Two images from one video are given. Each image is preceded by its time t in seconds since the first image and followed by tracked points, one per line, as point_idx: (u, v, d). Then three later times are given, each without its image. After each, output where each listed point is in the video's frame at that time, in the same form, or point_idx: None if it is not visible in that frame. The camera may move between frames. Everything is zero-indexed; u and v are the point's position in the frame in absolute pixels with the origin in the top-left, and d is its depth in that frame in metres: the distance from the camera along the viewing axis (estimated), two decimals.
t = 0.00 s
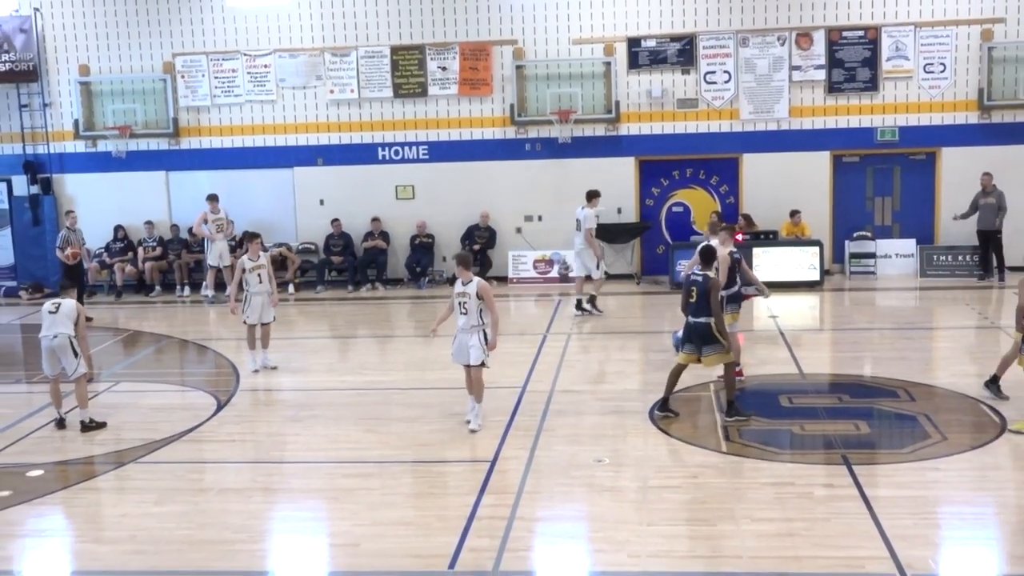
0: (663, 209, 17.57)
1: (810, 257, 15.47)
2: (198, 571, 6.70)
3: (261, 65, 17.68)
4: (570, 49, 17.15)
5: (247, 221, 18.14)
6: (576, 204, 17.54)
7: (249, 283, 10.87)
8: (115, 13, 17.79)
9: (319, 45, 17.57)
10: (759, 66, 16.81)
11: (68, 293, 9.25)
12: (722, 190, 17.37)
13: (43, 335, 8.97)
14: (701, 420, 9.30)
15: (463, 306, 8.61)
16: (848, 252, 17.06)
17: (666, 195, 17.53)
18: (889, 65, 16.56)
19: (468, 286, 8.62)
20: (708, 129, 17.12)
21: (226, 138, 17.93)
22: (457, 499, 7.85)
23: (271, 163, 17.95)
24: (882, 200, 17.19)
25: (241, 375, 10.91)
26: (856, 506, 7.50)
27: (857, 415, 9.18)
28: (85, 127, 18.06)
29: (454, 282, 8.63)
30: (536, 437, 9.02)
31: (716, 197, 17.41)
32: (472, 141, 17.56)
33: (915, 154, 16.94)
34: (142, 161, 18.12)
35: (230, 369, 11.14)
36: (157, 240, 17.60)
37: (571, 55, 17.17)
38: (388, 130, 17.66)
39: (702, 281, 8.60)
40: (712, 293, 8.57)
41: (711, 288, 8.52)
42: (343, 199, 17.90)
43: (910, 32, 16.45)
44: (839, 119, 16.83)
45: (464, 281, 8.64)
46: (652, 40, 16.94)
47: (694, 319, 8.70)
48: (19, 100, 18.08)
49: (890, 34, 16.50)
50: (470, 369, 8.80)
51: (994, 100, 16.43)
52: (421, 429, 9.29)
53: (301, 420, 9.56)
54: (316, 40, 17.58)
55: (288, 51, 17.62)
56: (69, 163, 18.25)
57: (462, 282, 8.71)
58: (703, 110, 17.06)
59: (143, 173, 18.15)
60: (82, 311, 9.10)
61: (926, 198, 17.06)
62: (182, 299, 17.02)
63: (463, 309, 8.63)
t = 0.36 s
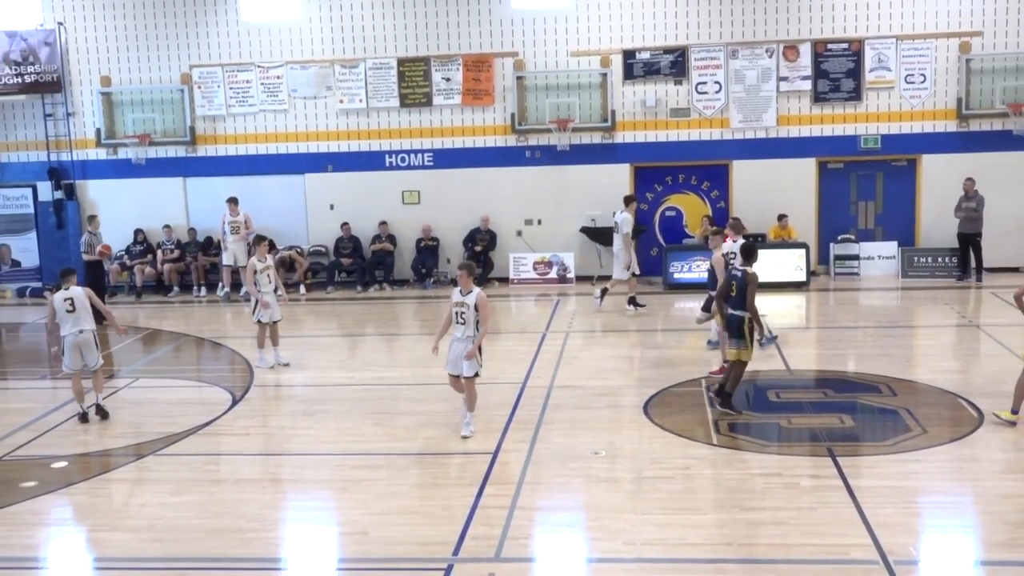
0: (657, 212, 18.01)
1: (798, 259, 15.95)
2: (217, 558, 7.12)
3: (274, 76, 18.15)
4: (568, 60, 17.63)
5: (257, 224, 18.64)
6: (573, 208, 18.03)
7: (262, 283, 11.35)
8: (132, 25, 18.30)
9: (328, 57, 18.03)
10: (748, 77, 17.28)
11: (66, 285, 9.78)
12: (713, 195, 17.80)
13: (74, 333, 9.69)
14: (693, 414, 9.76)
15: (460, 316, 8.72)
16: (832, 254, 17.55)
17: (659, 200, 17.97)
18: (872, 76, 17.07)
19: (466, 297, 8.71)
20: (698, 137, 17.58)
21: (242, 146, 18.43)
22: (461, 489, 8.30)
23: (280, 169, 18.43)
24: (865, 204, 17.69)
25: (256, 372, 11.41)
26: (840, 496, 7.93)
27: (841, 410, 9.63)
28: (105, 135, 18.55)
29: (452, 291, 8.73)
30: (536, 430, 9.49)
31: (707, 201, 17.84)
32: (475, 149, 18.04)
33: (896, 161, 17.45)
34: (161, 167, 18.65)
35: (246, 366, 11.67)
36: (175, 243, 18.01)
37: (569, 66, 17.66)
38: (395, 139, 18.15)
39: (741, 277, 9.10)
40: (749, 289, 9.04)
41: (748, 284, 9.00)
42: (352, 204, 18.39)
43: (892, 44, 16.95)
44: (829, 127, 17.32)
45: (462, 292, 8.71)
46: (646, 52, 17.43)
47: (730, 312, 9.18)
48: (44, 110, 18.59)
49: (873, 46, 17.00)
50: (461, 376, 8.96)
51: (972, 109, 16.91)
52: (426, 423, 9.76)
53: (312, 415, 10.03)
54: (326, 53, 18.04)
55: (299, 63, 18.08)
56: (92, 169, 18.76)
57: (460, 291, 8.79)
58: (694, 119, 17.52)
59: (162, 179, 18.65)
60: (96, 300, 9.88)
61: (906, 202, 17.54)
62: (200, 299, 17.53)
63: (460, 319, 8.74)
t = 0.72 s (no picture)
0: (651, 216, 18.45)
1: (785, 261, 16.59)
2: (235, 546, 7.52)
3: (286, 87, 18.65)
4: (567, 72, 18.13)
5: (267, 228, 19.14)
6: (570, 212, 18.52)
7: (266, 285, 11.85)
8: (150, 37, 18.82)
9: (337, 68, 18.54)
10: (737, 87, 17.80)
11: (85, 284, 10.27)
12: (703, 201, 18.35)
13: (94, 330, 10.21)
14: (686, 408, 10.26)
15: (465, 326, 8.65)
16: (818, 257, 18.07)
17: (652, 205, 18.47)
18: (855, 87, 17.58)
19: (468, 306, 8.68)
20: (689, 145, 18.10)
21: (256, 154, 18.94)
22: (465, 480, 8.73)
23: (289, 175, 18.94)
24: (850, 209, 18.18)
25: (269, 369, 11.95)
26: (825, 486, 8.33)
27: (826, 406, 10.10)
28: (125, 143, 19.11)
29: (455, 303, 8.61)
30: (535, 424, 9.98)
31: (698, 207, 18.37)
32: (478, 156, 18.54)
33: (878, 167, 17.94)
34: (179, 174, 19.15)
35: (259, 365, 12.23)
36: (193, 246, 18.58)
37: (566, 78, 18.15)
38: (401, 147, 18.66)
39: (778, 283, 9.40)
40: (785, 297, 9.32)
41: (783, 291, 9.30)
42: (359, 208, 18.89)
43: (874, 56, 17.46)
44: (814, 136, 17.85)
45: (464, 302, 8.64)
46: (640, 64, 17.93)
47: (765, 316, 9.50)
48: (67, 119, 19.18)
49: (856, 58, 17.51)
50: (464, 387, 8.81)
51: (950, 118, 17.44)
52: (430, 417, 10.26)
53: (323, 409, 10.55)
54: (336, 64, 18.54)
55: (310, 74, 18.58)
56: (113, 176, 19.33)
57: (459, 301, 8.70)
58: (685, 128, 18.05)
59: (180, 185, 19.18)
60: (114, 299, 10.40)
61: (889, 207, 18.04)
62: (215, 299, 18.06)
63: (465, 329, 8.67)
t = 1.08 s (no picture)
0: (646, 220, 19.06)
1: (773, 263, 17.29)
2: (245, 533, 7.71)
3: (299, 97, 19.21)
4: (565, 83, 18.66)
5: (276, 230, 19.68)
6: (569, 217, 19.05)
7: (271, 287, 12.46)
8: (169, 48, 19.37)
9: (347, 79, 19.08)
10: (727, 98, 18.33)
11: (105, 280, 11.05)
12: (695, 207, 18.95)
13: (113, 323, 11.01)
14: (678, 402, 10.78)
15: (475, 332, 8.77)
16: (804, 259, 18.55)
17: (646, 210, 19.04)
18: (839, 98, 18.12)
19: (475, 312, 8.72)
20: (682, 153, 18.63)
21: (269, 161, 19.51)
22: (468, 471, 9.07)
23: (298, 181, 19.50)
24: (834, 214, 18.76)
25: (281, 365, 12.57)
26: (813, 478, 8.52)
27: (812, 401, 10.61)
28: (146, 150, 19.70)
29: (465, 311, 8.66)
30: (535, 418, 10.48)
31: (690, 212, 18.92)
32: (481, 163, 19.08)
33: (861, 174, 18.49)
34: (199, 179, 19.72)
35: (271, 362, 12.81)
36: (209, 248, 19.13)
37: (564, 88, 18.69)
38: (407, 154, 19.20)
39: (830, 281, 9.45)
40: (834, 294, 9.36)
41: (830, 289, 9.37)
42: (366, 213, 19.43)
43: (857, 69, 17.98)
44: (800, 144, 18.38)
45: (475, 308, 8.73)
46: (635, 75, 18.47)
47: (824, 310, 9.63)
48: (90, 128, 19.73)
49: (840, 70, 18.03)
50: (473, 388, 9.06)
51: (930, 127, 17.98)
52: (434, 411, 10.80)
53: (332, 404, 11.10)
54: (347, 76, 19.08)
55: (321, 85, 19.12)
56: (135, 181, 19.88)
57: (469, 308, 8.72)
58: (678, 136, 18.58)
59: (198, 192, 19.75)
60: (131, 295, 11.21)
61: (873, 211, 18.59)
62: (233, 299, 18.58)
63: (477, 333, 8.81)
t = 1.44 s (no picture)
0: (645, 222, 19.25)
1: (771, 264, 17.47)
2: (250, 530, 7.86)
3: (303, 100, 19.38)
4: (565, 87, 18.82)
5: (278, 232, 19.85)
6: (570, 218, 19.22)
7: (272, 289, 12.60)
8: (176, 53, 19.57)
9: (350, 83, 19.25)
10: (724, 102, 18.51)
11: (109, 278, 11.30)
12: (693, 207, 19.08)
13: (115, 322, 11.28)
14: (676, 401, 10.94)
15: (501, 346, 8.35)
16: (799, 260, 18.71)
17: (646, 212, 19.21)
18: (834, 101, 18.30)
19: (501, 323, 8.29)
20: (681, 156, 18.81)
21: (274, 164, 19.69)
22: (468, 469, 9.22)
23: (302, 184, 19.69)
24: (830, 216, 18.94)
25: (285, 365, 12.74)
26: (808, 475, 8.68)
27: (808, 400, 10.75)
28: (153, 152, 19.88)
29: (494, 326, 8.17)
30: (535, 417, 10.63)
31: (689, 213, 19.10)
32: (483, 165, 19.26)
33: (858, 176, 18.66)
34: (203, 181, 19.90)
35: (275, 362, 12.97)
36: (214, 249, 19.32)
37: (564, 91, 18.85)
38: (409, 157, 19.37)
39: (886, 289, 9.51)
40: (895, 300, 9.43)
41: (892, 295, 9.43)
42: (369, 215, 19.60)
43: (853, 73, 18.16)
44: (799, 147, 18.54)
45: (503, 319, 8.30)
46: (634, 79, 18.63)
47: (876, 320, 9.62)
48: (97, 131, 19.93)
49: (836, 75, 18.22)
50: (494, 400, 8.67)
51: (924, 130, 18.14)
52: (436, 410, 10.95)
53: (335, 403, 11.26)
54: (350, 80, 19.25)
55: (325, 89, 19.29)
56: (141, 184, 20.05)
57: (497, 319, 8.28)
58: (677, 139, 18.76)
59: (203, 193, 19.91)
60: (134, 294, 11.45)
61: (869, 212, 18.76)
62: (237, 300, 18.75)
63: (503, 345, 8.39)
